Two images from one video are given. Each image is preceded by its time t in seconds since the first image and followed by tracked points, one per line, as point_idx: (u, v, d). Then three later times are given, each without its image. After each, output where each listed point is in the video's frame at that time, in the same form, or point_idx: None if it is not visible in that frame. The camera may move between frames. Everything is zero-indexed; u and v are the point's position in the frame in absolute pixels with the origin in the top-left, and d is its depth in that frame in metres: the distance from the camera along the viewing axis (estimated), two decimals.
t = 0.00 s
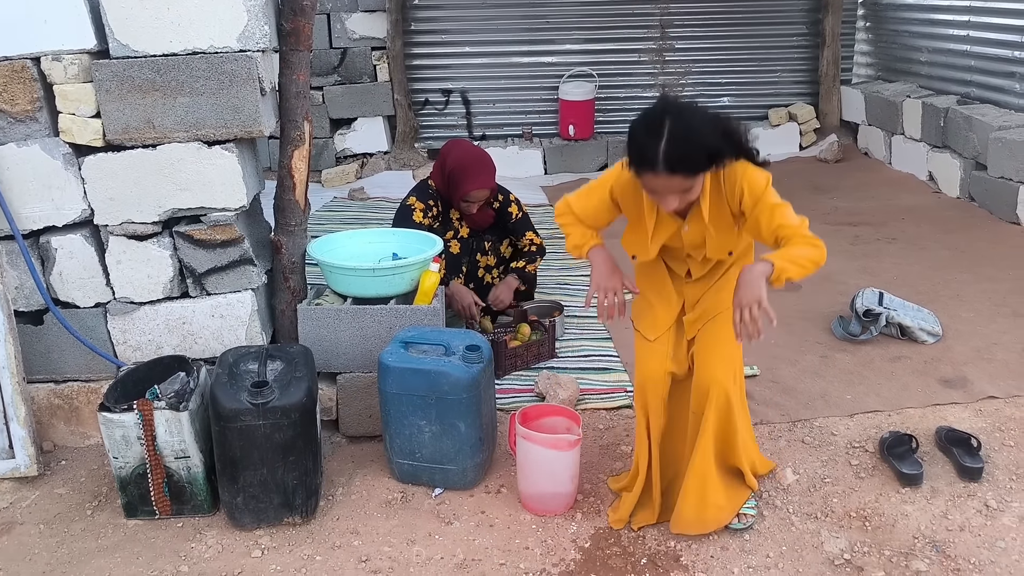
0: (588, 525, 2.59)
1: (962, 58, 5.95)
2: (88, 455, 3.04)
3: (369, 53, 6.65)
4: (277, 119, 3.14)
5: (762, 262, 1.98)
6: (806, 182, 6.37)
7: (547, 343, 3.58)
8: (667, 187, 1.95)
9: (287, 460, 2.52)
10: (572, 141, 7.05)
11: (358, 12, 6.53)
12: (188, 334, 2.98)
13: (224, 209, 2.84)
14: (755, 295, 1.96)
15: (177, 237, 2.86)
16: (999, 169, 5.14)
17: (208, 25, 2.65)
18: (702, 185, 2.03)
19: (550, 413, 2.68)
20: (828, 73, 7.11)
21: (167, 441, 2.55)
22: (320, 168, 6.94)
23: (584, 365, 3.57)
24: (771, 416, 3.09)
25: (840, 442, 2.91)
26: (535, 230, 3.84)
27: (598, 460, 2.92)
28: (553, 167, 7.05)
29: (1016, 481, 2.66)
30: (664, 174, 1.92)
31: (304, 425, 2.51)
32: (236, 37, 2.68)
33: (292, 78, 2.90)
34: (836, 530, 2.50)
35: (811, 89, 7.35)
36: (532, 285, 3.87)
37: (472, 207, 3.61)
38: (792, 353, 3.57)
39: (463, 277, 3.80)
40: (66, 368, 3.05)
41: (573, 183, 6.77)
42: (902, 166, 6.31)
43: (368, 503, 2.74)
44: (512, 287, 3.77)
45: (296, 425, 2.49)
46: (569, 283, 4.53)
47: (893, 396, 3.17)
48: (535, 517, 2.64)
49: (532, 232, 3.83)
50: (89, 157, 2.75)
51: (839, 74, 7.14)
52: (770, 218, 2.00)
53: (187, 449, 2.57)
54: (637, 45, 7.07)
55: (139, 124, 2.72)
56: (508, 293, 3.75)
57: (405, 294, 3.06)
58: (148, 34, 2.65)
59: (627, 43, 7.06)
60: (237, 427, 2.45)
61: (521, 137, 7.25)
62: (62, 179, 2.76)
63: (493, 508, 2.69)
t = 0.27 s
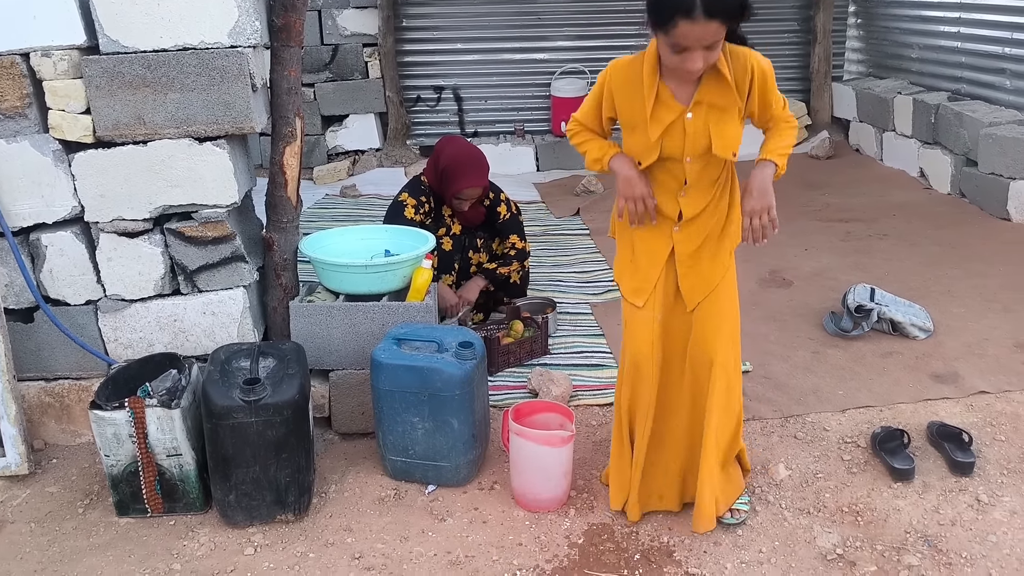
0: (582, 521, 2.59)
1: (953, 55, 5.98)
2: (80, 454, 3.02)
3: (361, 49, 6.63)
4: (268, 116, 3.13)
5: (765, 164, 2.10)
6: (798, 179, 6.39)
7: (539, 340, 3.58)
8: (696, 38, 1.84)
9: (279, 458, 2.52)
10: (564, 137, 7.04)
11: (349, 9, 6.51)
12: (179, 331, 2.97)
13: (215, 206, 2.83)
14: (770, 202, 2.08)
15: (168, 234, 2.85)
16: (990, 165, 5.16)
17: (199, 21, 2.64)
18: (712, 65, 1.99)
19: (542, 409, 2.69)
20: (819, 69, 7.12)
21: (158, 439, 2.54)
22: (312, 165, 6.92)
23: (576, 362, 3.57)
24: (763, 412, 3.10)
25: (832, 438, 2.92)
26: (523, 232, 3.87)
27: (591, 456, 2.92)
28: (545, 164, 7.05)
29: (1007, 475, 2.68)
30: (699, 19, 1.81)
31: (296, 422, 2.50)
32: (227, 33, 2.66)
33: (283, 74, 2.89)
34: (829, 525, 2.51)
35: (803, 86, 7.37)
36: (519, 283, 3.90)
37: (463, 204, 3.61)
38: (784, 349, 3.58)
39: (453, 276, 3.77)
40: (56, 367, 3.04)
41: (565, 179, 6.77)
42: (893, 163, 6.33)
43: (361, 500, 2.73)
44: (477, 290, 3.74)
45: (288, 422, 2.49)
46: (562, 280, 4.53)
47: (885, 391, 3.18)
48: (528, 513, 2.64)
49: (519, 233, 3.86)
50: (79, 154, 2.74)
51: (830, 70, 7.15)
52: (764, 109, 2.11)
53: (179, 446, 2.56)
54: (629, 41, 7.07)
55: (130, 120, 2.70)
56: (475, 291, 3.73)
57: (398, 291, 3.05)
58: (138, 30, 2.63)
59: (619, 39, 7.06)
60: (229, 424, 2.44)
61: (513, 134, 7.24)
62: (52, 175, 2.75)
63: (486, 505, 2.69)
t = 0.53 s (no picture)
0: (576, 528, 2.59)
1: (942, 61, 6.01)
2: (71, 464, 3.00)
3: (353, 56, 6.63)
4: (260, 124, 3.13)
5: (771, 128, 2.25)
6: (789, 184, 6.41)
7: (532, 347, 3.58)
8: None
9: (273, 467, 2.51)
10: (556, 143, 7.05)
11: (340, 15, 6.51)
12: (171, 340, 2.96)
13: (207, 214, 2.82)
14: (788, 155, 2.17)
15: (160, 243, 2.84)
16: (979, 170, 5.19)
17: (191, 30, 2.64)
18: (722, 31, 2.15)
19: (537, 417, 2.68)
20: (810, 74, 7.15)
21: (151, 449, 2.53)
22: (304, 172, 6.91)
23: (570, 368, 3.57)
24: (756, 417, 3.11)
25: (825, 443, 2.93)
26: (515, 239, 3.87)
27: (586, 463, 2.92)
28: (537, 170, 7.06)
29: (999, 480, 2.69)
30: None
31: (289, 431, 2.50)
32: (219, 41, 2.66)
33: (275, 83, 2.89)
34: (823, 530, 2.51)
35: (793, 91, 7.40)
36: (512, 289, 3.93)
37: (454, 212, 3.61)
38: (777, 355, 3.59)
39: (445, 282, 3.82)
40: (48, 376, 3.02)
41: (558, 185, 6.78)
42: (884, 168, 6.36)
43: (355, 509, 2.73)
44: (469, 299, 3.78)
45: (282, 431, 2.48)
46: (555, 286, 4.53)
47: (878, 396, 3.19)
48: (522, 521, 2.64)
49: (511, 240, 3.86)
50: (70, 163, 2.73)
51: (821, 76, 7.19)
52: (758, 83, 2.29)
53: (172, 456, 2.55)
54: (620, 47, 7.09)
55: (121, 129, 2.70)
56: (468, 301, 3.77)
57: (391, 298, 3.05)
58: (129, 38, 2.63)
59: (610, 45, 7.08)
60: (223, 434, 2.43)
61: (505, 140, 7.25)
62: (43, 184, 2.74)
63: (481, 513, 2.68)
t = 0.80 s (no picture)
0: (568, 551, 2.58)
1: (929, 81, 6.08)
2: (60, 490, 2.98)
3: (344, 78, 6.66)
4: (251, 147, 3.13)
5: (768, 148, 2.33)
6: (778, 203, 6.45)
7: (524, 369, 3.58)
8: None
9: (263, 492, 2.49)
10: (547, 164, 7.08)
11: (331, 38, 6.54)
12: (161, 364, 2.95)
13: (197, 238, 2.81)
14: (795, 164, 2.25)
15: (150, 267, 2.84)
16: (967, 189, 5.24)
17: (181, 54, 2.65)
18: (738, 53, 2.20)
19: (529, 439, 2.68)
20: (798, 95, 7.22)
21: (140, 475, 2.51)
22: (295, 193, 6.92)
23: (562, 390, 3.56)
24: (748, 438, 3.11)
25: (817, 464, 2.93)
26: (507, 259, 3.86)
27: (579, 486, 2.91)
28: (528, 191, 7.08)
29: (991, 500, 2.69)
30: None
31: (280, 456, 2.48)
32: (209, 66, 2.67)
33: (266, 106, 2.90)
34: (816, 552, 2.51)
35: (782, 111, 7.47)
36: (504, 309, 3.93)
37: (444, 234, 3.63)
38: (768, 374, 3.59)
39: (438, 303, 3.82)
40: (36, 402, 3.00)
41: (549, 206, 6.81)
42: (872, 187, 6.41)
43: (346, 534, 2.71)
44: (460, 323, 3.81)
45: (273, 456, 2.47)
46: (546, 307, 4.53)
47: (869, 416, 3.20)
48: (515, 544, 2.62)
49: (503, 260, 3.85)
50: (60, 188, 2.72)
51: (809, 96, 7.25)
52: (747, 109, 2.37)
53: (162, 482, 2.53)
54: (610, 68, 7.15)
55: (112, 153, 2.70)
56: (459, 324, 3.81)
57: (382, 321, 3.05)
58: (119, 63, 2.63)
59: (600, 67, 7.14)
60: (213, 459, 2.42)
61: (496, 161, 7.28)
62: (32, 209, 2.73)
63: (473, 536, 2.67)
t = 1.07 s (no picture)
0: None
1: (911, 108, 6.17)
2: (42, 522, 2.94)
3: (332, 105, 6.70)
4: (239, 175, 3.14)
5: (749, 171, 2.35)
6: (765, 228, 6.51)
7: (513, 396, 3.58)
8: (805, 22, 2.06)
9: (248, 523, 2.47)
10: (535, 190, 7.12)
11: (320, 66, 6.59)
12: (147, 394, 2.93)
13: (184, 267, 2.81)
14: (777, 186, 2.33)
15: (136, 296, 2.83)
16: (950, 215, 5.30)
17: (169, 85, 2.66)
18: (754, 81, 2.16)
19: (516, 467, 2.67)
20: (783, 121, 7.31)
21: (124, 506, 2.48)
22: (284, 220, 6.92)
23: (550, 417, 3.56)
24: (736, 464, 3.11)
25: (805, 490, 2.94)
26: (499, 283, 3.86)
27: (567, 514, 2.89)
28: (516, 216, 7.12)
29: (978, 525, 2.70)
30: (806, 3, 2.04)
31: (265, 487, 2.47)
32: (197, 96, 2.69)
33: (254, 135, 2.91)
34: None
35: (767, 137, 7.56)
36: (493, 335, 3.94)
37: (431, 262, 3.64)
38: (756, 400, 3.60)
39: (427, 327, 3.81)
40: (20, 433, 2.97)
41: (537, 231, 6.84)
42: (857, 211, 6.48)
43: (332, 565, 2.68)
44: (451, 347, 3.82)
45: (258, 487, 2.45)
46: (535, 333, 4.54)
47: (856, 441, 3.21)
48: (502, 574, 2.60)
49: (496, 284, 3.86)
50: (46, 217, 2.72)
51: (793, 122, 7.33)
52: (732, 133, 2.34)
53: (145, 513, 2.51)
54: (597, 95, 7.22)
55: (98, 183, 2.70)
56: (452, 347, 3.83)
57: (369, 349, 3.04)
58: (107, 94, 2.65)
59: (588, 94, 7.21)
60: (198, 490, 2.40)
61: (484, 187, 7.31)
62: (18, 238, 2.72)
63: (461, 566, 2.64)
